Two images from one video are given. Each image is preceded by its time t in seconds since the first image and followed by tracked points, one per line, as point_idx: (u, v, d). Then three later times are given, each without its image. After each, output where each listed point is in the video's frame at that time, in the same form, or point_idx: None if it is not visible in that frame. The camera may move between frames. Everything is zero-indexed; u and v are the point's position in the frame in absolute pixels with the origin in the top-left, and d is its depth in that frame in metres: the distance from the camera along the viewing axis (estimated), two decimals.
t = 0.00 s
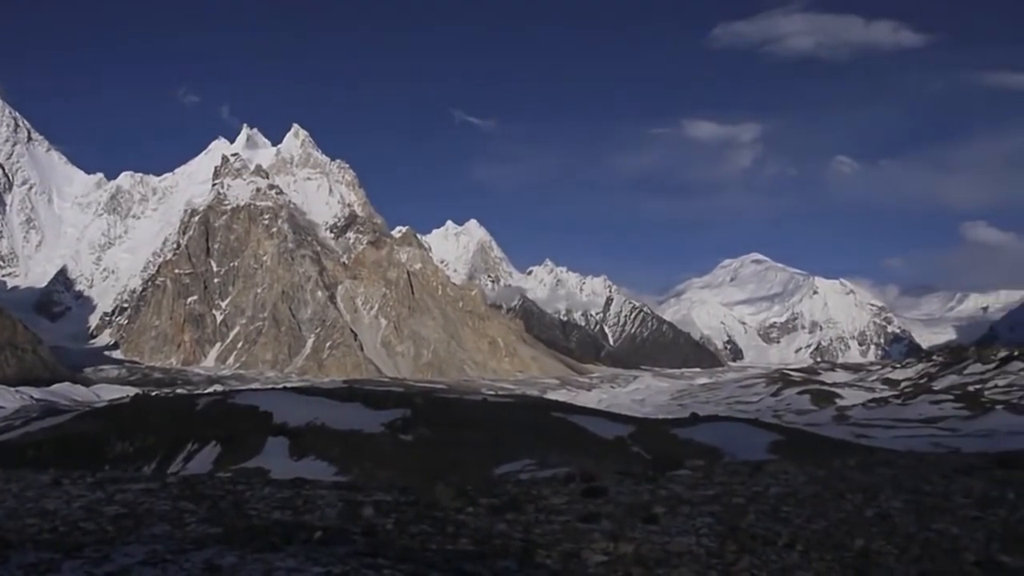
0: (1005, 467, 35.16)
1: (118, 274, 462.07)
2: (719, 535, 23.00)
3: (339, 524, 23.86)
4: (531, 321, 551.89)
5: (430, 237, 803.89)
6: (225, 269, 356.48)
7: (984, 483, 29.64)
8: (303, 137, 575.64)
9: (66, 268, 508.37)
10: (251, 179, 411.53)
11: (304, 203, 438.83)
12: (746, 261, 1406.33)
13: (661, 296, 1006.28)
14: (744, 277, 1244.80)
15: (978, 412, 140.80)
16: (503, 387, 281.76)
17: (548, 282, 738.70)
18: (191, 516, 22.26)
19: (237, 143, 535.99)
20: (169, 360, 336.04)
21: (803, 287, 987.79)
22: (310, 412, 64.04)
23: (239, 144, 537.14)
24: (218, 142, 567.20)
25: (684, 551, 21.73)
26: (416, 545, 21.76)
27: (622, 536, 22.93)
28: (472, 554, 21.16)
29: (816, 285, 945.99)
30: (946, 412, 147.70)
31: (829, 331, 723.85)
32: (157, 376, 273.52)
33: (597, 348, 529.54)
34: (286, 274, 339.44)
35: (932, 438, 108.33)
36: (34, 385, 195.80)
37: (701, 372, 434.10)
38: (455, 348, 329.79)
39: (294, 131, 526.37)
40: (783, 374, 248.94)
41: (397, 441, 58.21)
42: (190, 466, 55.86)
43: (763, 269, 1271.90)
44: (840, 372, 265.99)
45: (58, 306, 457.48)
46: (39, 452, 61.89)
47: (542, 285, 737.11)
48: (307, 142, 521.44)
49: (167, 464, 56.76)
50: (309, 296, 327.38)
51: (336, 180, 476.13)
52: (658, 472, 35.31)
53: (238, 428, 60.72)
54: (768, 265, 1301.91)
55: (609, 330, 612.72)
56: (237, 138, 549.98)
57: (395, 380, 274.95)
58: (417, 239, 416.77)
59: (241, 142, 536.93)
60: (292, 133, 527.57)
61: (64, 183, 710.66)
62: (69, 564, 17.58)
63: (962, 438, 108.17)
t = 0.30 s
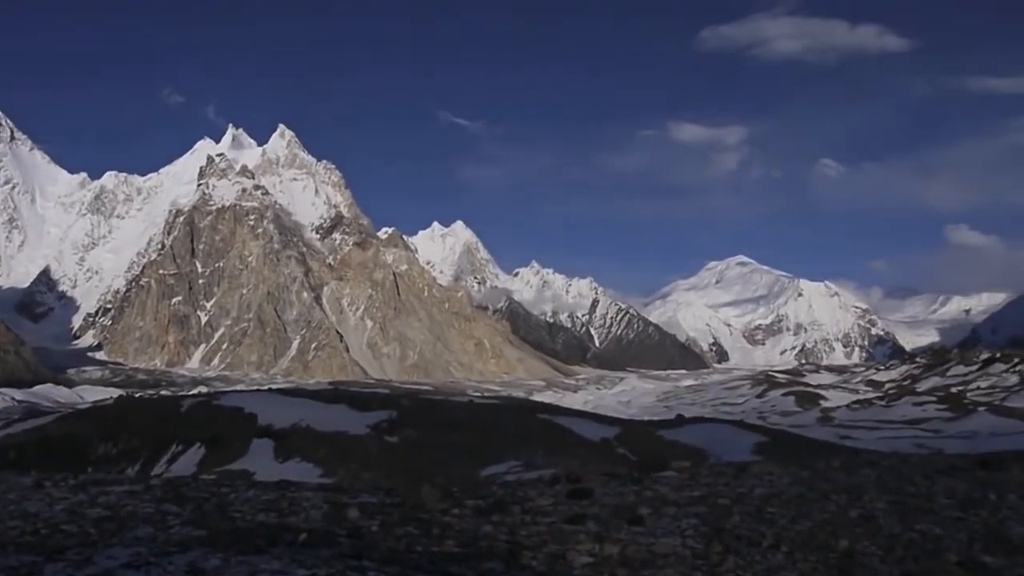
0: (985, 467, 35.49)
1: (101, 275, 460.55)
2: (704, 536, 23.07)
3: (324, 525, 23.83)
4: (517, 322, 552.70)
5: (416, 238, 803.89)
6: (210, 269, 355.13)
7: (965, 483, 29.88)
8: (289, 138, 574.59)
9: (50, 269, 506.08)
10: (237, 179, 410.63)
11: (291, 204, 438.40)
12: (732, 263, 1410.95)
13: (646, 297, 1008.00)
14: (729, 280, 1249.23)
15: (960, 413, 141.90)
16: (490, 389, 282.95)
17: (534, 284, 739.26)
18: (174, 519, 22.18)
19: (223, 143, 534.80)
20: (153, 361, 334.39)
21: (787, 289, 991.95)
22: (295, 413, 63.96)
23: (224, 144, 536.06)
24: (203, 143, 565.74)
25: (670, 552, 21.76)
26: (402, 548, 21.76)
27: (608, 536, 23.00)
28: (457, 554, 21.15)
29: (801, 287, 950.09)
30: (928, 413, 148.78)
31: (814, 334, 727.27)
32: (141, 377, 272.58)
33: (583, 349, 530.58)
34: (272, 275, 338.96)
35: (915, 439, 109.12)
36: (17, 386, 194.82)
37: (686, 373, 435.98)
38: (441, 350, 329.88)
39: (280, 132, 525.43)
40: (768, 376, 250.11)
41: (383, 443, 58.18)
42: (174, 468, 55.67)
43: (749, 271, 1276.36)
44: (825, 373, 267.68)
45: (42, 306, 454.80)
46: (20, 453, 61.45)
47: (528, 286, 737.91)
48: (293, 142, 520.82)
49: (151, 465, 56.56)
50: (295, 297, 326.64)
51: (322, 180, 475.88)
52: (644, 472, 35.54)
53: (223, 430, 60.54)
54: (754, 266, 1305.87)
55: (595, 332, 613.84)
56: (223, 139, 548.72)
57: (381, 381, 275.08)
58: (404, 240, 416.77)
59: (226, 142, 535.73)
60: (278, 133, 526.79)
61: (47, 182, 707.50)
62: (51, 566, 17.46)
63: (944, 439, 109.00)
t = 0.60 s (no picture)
0: (972, 465, 35.52)
1: (89, 275, 458.91)
2: (694, 535, 23.12)
3: (314, 527, 23.71)
4: (507, 322, 552.70)
5: (406, 238, 802.88)
6: (199, 269, 353.40)
7: (953, 482, 29.93)
8: (277, 137, 572.88)
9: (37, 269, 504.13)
10: (225, 179, 409.12)
11: (280, 203, 437.30)
12: (721, 262, 1412.90)
13: (636, 297, 1008.77)
14: (718, 280, 1251.40)
15: (948, 411, 142.36)
16: (480, 388, 283.08)
17: (523, 283, 739.26)
18: (163, 520, 22.13)
19: (211, 143, 533.31)
20: (141, 361, 332.62)
21: (777, 288, 993.78)
22: (284, 414, 63.73)
23: (213, 143, 534.78)
24: (192, 142, 564.12)
25: (660, 551, 21.81)
26: (393, 547, 21.74)
27: (598, 535, 23.05)
28: (448, 556, 21.13)
29: (789, 286, 951.89)
30: (917, 412, 148.94)
31: (803, 333, 729.67)
32: (130, 378, 271.66)
33: (573, 349, 531.01)
34: (261, 275, 337.98)
35: (904, 438, 109.26)
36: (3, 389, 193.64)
37: (675, 372, 437.22)
38: (431, 350, 329.76)
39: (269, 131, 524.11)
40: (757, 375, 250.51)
41: (373, 443, 58.07)
42: (164, 469, 55.57)
43: (738, 271, 1279.76)
44: (814, 372, 269.02)
45: (29, 307, 452.77)
46: (6, 455, 60.94)
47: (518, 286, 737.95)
48: (282, 142, 519.74)
49: (140, 466, 56.41)
50: (284, 297, 325.74)
51: (311, 180, 474.95)
52: (635, 471, 35.66)
53: (213, 430, 60.45)
54: (743, 266, 1308.44)
55: (585, 332, 614.21)
56: (211, 138, 547.01)
57: (371, 381, 275.06)
58: (393, 240, 416.25)
59: (215, 141, 534.30)
60: (266, 133, 525.55)
61: (35, 182, 704.88)
62: (39, 567, 17.46)
63: (933, 438, 109.21)
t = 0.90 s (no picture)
0: (962, 466, 35.66)
1: (79, 274, 457.31)
2: (684, 535, 23.17)
3: (304, 526, 23.69)
4: (499, 322, 552.64)
5: (397, 238, 801.88)
6: (189, 269, 352.02)
7: (942, 482, 30.13)
8: (268, 136, 571.54)
9: (26, 268, 502.53)
10: (216, 178, 407.67)
11: (271, 203, 436.42)
12: (712, 262, 1415.68)
13: (627, 297, 1010.34)
14: (709, 281, 1253.11)
15: (937, 412, 142.84)
16: (471, 388, 283.13)
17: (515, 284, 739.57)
18: (153, 520, 22.08)
19: (202, 142, 532.24)
20: (131, 360, 331.32)
21: (767, 289, 996.09)
22: (275, 414, 63.64)
23: (204, 142, 533.38)
24: (182, 141, 562.60)
25: (650, 551, 21.84)
26: (382, 547, 21.74)
27: (589, 536, 23.08)
28: (438, 556, 21.13)
29: (780, 286, 954.45)
30: (906, 413, 149.44)
31: (793, 334, 731.52)
32: (119, 377, 270.90)
33: (564, 349, 531.70)
34: (252, 275, 337.04)
35: (893, 439, 109.60)
36: None
37: (666, 373, 437.59)
38: (422, 350, 329.90)
39: (260, 131, 523.27)
40: (748, 375, 250.99)
41: (364, 443, 58.07)
42: (153, 468, 55.47)
43: (729, 272, 1281.79)
44: (804, 373, 269.64)
45: (17, 306, 451.34)
46: None
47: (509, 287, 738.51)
48: (274, 141, 518.56)
49: (129, 466, 56.30)
50: (275, 297, 324.90)
51: (303, 179, 474.50)
52: (625, 471, 35.74)
53: (203, 430, 60.27)
54: (734, 266, 1311.78)
55: (576, 332, 614.75)
56: (202, 137, 545.76)
57: (361, 381, 274.95)
58: (384, 239, 415.96)
59: (205, 140, 533.22)
60: (258, 132, 524.03)
61: (24, 180, 702.10)
62: (27, 568, 17.42)
63: (922, 438, 109.55)
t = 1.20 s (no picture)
0: (948, 466, 35.87)
1: (64, 273, 455.71)
2: (672, 535, 23.21)
3: (291, 527, 23.69)
4: (487, 322, 552.79)
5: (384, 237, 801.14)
6: (176, 268, 350.77)
7: (926, 481, 30.30)
8: (255, 135, 570.44)
9: (11, 266, 500.47)
10: (203, 177, 406.41)
11: (258, 202, 435.58)
12: (699, 263, 1419.13)
13: (615, 298, 1011.40)
14: (697, 282, 1255.59)
15: (923, 412, 143.50)
16: (459, 388, 283.31)
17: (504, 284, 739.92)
18: (139, 520, 22.07)
19: (189, 140, 531.11)
20: (117, 360, 329.95)
21: (754, 290, 999.23)
22: (262, 414, 63.54)
23: (191, 141, 532.09)
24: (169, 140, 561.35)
25: (638, 551, 21.89)
26: (369, 548, 21.73)
27: (576, 536, 23.10)
28: (425, 554, 21.18)
29: (767, 287, 957.08)
30: (891, 413, 150.08)
31: (780, 334, 733.83)
32: (104, 377, 269.99)
33: (552, 348, 532.39)
34: (239, 274, 335.85)
35: (879, 439, 110.05)
36: None
37: (653, 373, 438.44)
38: (410, 350, 330.08)
39: (248, 129, 522.59)
40: (736, 375, 251.31)
41: (351, 443, 58.04)
42: (139, 469, 55.38)
43: (717, 272, 1284.90)
44: (791, 373, 270.30)
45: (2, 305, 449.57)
46: None
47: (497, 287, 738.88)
48: (261, 140, 517.41)
49: (115, 466, 56.21)
50: (262, 297, 324.12)
51: (290, 178, 473.86)
52: (612, 471, 35.79)
53: (189, 430, 60.15)
54: (722, 267, 1314.46)
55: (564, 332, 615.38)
56: (189, 135, 544.43)
57: (348, 381, 274.91)
58: (372, 239, 415.74)
59: (192, 138, 532.07)
60: (245, 131, 522.87)
61: (9, 179, 699.49)
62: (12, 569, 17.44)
63: (907, 438, 109.99)
